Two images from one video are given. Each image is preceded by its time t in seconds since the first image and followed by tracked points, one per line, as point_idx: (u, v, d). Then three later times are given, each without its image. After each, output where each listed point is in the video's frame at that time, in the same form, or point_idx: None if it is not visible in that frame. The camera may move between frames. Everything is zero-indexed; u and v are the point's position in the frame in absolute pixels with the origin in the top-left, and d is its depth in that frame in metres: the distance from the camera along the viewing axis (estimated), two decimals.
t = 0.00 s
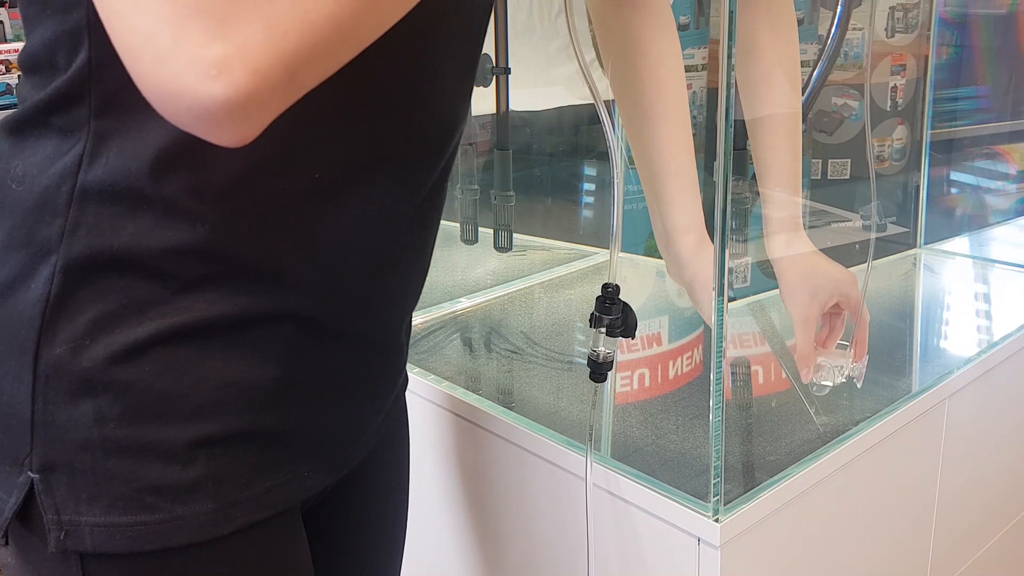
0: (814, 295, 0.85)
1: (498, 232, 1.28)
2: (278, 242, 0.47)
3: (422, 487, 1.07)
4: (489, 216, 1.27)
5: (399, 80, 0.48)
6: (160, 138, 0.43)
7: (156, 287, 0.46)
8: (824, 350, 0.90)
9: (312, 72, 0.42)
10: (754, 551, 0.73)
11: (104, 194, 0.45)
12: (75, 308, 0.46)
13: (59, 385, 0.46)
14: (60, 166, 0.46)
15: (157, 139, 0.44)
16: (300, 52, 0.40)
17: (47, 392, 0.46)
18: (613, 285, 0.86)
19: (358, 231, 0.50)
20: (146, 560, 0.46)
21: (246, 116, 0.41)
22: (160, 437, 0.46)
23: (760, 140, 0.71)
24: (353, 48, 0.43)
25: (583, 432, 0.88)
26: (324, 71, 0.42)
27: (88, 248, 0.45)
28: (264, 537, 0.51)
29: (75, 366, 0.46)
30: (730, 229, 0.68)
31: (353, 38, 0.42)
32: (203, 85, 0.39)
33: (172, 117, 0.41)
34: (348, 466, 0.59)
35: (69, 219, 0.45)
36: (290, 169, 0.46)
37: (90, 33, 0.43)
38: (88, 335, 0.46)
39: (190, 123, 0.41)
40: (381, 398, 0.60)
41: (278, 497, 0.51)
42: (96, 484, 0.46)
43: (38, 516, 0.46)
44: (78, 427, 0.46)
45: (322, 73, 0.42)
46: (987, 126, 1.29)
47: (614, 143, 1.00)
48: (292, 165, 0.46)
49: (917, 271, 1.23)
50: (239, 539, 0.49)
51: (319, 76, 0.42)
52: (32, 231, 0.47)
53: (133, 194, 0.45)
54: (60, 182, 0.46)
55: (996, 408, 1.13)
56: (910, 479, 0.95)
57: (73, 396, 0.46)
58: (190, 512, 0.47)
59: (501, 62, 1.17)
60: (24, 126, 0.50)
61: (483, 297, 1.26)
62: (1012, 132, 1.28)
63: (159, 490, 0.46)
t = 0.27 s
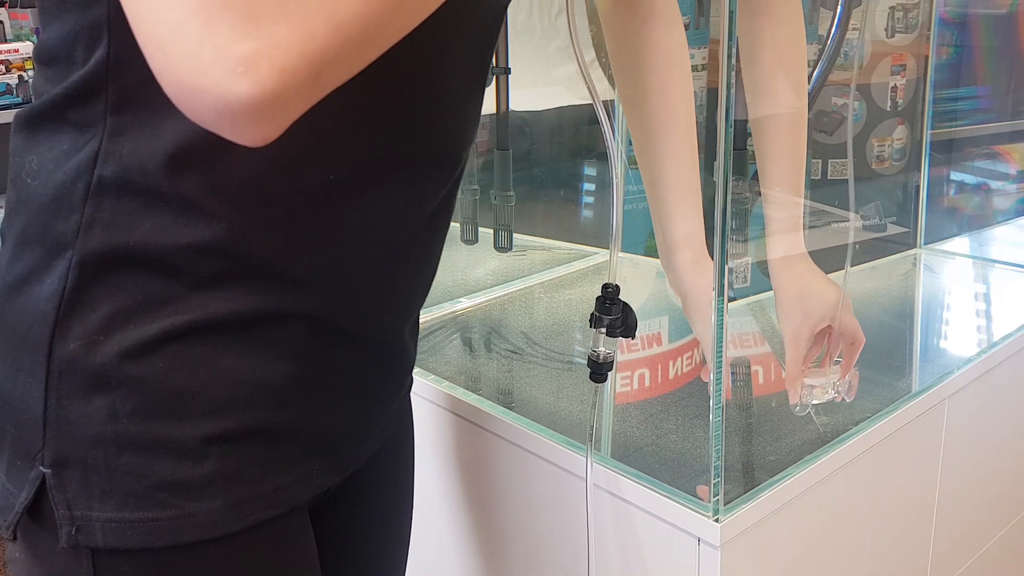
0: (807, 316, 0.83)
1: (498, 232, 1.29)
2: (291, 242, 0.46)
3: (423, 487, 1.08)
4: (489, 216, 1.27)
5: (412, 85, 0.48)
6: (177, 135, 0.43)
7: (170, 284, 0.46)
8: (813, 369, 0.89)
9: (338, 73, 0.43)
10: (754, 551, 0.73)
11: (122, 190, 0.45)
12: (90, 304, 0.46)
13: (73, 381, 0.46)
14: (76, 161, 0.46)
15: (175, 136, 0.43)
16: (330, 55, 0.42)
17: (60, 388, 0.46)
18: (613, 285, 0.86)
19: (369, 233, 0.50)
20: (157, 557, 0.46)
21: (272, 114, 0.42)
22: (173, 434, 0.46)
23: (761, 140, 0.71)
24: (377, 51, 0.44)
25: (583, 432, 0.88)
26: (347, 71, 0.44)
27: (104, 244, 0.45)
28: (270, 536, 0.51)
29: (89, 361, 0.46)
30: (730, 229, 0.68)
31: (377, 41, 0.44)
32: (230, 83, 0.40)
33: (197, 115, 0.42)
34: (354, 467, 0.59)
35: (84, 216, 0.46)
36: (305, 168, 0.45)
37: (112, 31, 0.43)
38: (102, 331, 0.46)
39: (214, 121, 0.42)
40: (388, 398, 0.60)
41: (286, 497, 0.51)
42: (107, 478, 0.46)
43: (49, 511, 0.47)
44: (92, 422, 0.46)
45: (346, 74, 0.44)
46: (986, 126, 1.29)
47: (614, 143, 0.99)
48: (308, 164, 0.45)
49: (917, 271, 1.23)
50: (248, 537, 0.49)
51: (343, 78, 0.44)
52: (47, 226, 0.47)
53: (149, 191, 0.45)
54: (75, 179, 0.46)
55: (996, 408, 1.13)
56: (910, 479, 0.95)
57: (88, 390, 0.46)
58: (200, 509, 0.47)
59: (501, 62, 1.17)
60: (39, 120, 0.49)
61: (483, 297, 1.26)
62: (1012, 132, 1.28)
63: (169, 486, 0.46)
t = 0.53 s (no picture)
0: (771, 336, 0.79)
1: (498, 232, 1.29)
2: (300, 245, 0.46)
3: (424, 487, 1.08)
4: (490, 217, 1.27)
5: (428, 95, 0.48)
6: (186, 138, 0.43)
7: (179, 286, 0.46)
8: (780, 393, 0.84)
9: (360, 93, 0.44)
10: (754, 551, 0.73)
11: (132, 191, 0.45)
12: (97, 306, 0.46)
13: (79, 381, 0.46)
14: (86, 163, 0.46)
15: (184, 140, 0.43)
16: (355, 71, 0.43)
17: (66, 389, 0.46)
18: (611, 286, 0.86)
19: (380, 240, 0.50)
20: (161, 559, 0.46)
21: (295, 132, 0.43)
22: (180, 436, 0.46)
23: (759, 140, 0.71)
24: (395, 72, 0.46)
25: (583, 432, 0.88)
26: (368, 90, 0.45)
27: (112, 246, 0.45)
28: (273, 537, 0.51)
29: (95, 362, 0.46)
30: (729, 229, 0.68)
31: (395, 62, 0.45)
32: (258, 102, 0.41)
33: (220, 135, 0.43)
34: (355, 468, 0.59)
35: (92, 217, 0.45)
36: (320, 175, 0.45)
37: (120, 35, 0.43)
38: (109, 332, 0.46)
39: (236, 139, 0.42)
40: (392, 401, 0.60)
41: (290, 499, 0.51)
42: (113, 480, 0.46)
43: (53, 510, 0.47)
44: (96, 424, 0.46)
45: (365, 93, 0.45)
46: (986, 126, 1.29)
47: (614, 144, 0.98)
48: (322, 172, 0.45)
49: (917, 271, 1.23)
50: (253, 539, 0.49)
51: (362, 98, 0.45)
52: (55, 226, 0.47)
53: (158, 192, 0.45)
54: (83, 180, 0.46)
55: (996, 408, 1.13)
56: (910, 479, 0.95)
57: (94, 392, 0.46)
58: (206, 511, 0.47)
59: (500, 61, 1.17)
60: (47, 119, 0.49)
61: (483, 297, 1.25)
62: (1012, 132, 1.28)
63: (174, 488, 0.46)
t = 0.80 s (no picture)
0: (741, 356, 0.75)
1: (498, 233, 1.29)
2: (309, 252, 0.46)
3: (426, 488, 1.08)
4: (489, 217, 1.27)
5: (445, 101, 0.47)
6: (189, 142, 0.43)
7: (186, 290, 0.46)
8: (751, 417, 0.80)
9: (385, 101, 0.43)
10: (754, 551, 0.73)
11: (139, 195, 0.45)
12: (104, 309, 0.46)
13: (84, 385, 0.46)
14: (89, 166, 0.46)
15: (192, 143, 0.43)
16: (383, 80, 0.42)
17: (71, 391, 0.47)
18: (610, 285, 0.86)
19: (392, 246, 0.49)
20: (164, 563, 0.46)
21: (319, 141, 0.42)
22: (186, 442, 0.46)
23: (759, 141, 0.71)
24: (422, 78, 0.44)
25: (583, 432, 0.88)
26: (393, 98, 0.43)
27: (120, 249, 0.45)
28: (277, 542, 0.51)
29: (101, 366, 0.46)
30: (729, 230, 0.68)
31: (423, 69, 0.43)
32: (284, 112, 0.40)
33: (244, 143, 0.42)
34: (359, 471, 0.59)
35: (100, 220, 0.46)
36: (334, 182, 0.45)
37: (123, 36, 0.43)
38: (116, 336, 0.46)
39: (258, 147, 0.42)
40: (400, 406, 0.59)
41: (293, 504, 0.51)
42: (117, 485, 0.46)
43: (56, 515, 0.47)
44: (102, 428, 0.46)
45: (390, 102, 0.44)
46: (986, 126, 1.29)
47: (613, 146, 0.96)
48: (336, 178, 0.45)
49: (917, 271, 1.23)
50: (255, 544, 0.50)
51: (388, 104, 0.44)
52: (61, 229, 0.47)
53: (167, 195, 0.45)
54: (90, 182, 0.46)
55: (996, 408, 1.13)
56: (910, 479, 0.95)
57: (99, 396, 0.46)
58: (210, 517, 0.47)
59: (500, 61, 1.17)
60: (53, 119, 0.49)
61: (483, 297, 1.25)
62: (1013, 131, 1.29)
63: (178, 494, 0.46)
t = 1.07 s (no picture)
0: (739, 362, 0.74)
1: (498, 232, 1.27)
2: (320, 251, 0.46)
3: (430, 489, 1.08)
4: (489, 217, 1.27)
5: (450, 93, 0.48)
6: (198, 143, 0.43)
7: (198, 291, 0.46)
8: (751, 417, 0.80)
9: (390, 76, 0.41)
10: (754, 551, 0.73)
11: (151, 192, 0.45)
12: (114, 310, 0.46)
13: (94, 386, 0.46)
14: (100, 165, 0.46)
15: (202, 142, 0.43)
16: (386, 56, 0.40)
17: (81, 392, 0.47)
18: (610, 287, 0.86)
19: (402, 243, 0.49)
20: (171, 567, 0.47)
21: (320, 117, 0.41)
22: (196, 444, 0.46)
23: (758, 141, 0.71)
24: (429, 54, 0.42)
25: (583, 432, 0.88)
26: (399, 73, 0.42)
27: (131, 250, 0.45)
28: (287, 546, 0.51)
29: (112, 367, 0.46)
30: (729, 230, 0.68)
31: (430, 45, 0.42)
32: (283, 84, 0.39)
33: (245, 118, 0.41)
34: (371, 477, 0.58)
35: (112, 217, 0.45)
36: (341, 175, 0.45)
37: (125, 38, 0.43)
38: (126, 336, 0.46)
39: (260, 123, 0.41)
40: (412, 409, 0.59)
41: (304, 509, 0.51)
42: (126, 487, 0.46)
43: (64, 517, 0.47)
44: (111, 429, 0.46)
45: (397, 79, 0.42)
46: (987, 126, 1.29)
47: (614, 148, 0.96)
48: (346, 173, 0.45)
49: (917, 271, 1.23)
50: (265, 548, 0.50)
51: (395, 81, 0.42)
52: (73, 227, 0.47)
53: (178, 195, 0.45)
54: (102, 179, 0.46)
55: (996, 408, 1.13)
56: (910, 479, 0.95)
57: (110, 397, 0.46)
58: (219, 521, 0.47)
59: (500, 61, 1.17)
60: (64, 115, 0.49)
61: (483, 297, 1.25)
62: (1012, 132, 1.28)
63: (187, 497, 0.46)
